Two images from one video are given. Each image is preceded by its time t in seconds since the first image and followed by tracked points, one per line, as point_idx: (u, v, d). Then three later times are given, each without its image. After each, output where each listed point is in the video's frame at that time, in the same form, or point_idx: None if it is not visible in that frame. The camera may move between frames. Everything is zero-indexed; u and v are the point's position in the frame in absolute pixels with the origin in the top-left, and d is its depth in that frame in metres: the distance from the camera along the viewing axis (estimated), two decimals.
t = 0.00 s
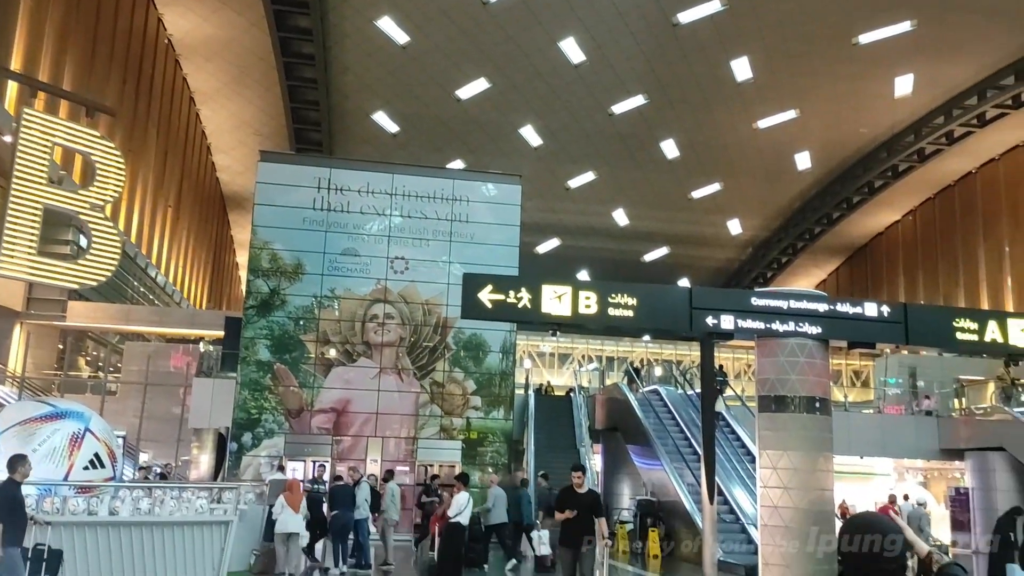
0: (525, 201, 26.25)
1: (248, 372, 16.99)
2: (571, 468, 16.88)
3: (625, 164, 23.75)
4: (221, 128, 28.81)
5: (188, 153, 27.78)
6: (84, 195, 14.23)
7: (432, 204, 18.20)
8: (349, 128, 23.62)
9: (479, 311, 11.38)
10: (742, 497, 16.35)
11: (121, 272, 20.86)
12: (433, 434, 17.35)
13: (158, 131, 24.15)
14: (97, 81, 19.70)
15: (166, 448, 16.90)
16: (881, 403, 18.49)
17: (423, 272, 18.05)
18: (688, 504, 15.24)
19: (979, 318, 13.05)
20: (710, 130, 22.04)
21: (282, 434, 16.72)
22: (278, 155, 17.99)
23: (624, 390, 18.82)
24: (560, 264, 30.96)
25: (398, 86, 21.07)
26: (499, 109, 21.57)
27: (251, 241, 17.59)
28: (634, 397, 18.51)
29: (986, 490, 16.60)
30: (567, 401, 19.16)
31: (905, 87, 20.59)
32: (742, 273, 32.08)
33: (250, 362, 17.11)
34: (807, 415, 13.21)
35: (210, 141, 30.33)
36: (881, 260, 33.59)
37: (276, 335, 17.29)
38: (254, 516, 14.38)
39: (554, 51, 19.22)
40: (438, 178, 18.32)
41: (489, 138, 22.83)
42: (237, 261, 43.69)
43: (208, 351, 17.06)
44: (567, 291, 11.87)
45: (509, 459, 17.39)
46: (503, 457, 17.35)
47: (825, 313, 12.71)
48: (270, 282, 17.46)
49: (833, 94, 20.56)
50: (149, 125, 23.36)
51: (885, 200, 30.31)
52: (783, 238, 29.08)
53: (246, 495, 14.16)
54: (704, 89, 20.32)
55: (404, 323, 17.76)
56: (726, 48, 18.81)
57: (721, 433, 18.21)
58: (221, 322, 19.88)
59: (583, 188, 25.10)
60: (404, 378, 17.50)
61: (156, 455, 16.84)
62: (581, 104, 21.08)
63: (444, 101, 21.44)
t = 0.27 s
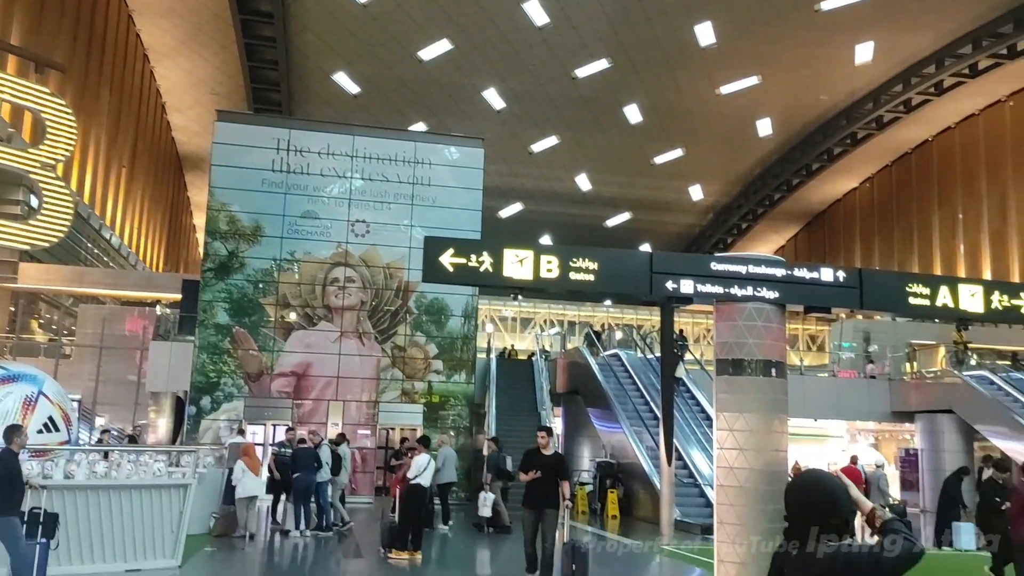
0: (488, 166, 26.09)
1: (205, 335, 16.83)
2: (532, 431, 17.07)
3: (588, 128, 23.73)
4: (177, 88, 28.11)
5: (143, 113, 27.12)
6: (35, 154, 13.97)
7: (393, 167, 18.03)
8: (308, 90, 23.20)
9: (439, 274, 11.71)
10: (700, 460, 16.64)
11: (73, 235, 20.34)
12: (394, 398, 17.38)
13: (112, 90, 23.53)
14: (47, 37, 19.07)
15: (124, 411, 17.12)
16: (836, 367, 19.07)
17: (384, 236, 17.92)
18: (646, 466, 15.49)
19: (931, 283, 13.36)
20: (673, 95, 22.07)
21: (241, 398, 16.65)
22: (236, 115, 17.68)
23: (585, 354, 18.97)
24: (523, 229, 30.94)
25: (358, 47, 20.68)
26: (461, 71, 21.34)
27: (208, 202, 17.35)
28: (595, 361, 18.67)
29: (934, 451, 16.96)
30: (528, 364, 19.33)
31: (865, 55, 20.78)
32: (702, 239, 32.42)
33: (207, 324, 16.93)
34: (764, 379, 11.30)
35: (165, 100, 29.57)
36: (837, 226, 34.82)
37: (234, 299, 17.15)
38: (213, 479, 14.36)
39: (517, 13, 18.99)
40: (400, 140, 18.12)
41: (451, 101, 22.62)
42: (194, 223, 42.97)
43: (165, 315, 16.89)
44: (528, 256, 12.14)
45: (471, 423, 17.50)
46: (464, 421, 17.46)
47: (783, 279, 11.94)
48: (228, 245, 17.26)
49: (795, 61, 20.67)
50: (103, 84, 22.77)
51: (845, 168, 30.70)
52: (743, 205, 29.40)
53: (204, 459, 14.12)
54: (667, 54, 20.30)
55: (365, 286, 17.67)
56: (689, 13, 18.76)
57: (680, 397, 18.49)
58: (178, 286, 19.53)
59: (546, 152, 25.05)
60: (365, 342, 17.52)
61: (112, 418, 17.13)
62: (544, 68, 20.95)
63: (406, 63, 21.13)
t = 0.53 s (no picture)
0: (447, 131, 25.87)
1: (157, 300, 16.62)
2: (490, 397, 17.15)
3: (548, 94, 23.65)
4: (126, 47, 27.25)
5: (90, 72, 26.28)
6: None
7: (350, 131, 17.78)
8: (262, 51, 22.67)
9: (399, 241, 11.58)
10: (655, 424, 16.87)
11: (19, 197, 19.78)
12: (351, 363, 17.34)
13: (56, 48, 22.74)
14: None
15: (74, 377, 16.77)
16: (788, 333, 19.36)
17: (341, 200, 17.73)
18: (601, 430, 15.66)
19: (881, 251, 13.58)
20: (633, 62, 22.05)
21: (195, 363, 16.54)
22: (188, 75, 17.26)
23: (543, 320, 19.08)
24: (481, 194, 30.88)
25: (313, 8, 20.19)
26: (420, 34, 21.01)
27: (160, 164, 16.99)
28: (553, 327, 18.79)
29: (880, 413, 17.43)
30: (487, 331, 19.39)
31: (822, 24, 20.93)
32: (659, 206, 32.72)
33: (160, 289, 16.72)
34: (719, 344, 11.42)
35: (113, 59, 28.66)
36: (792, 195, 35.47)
37: (187, 264, 16.89)
38: (166, 446, 14.22)
39: None
40: (357, 103, 17.86)
41: (409, 64, 22.32)
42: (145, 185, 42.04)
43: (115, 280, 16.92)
44: (486, 221, 12.08)
45: (429, 388, 17.51)
46: (422, 386, 17.47)
47: (737, 247, 12.20)
48: (181, 208, 16.96)
49: (754, 29, 20.72)
50: (46, 41, 21.96)
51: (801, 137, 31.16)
52: (700, 172, 29.70)
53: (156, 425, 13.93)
54: (627, 21, 20.23)
55: (321, 252, 17.50)
56: None
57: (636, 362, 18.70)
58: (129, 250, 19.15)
59: (505, 117, 24.93)
60: (321, 308, 17.39)
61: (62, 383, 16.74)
62: (504, 32, 20.75)
63: (363, 25, 20.71)
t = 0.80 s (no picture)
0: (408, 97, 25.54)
1: (111, 266, 16.36)
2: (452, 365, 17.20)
3: (510, 61, 23.45)
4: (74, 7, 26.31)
5: (37, 33, 25.37)
6: None
7: (308, 95, 17.49)
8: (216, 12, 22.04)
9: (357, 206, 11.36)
10: (614, 391, 17.06)
11: None
12: (310, 331, 17.24)
13: None
14: None
15: (26, 346, 16.41)
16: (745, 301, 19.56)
17: (299, 166, 17.49)
18: (560, 397, 15.79)
19: (836, 220, 13.77)
20: (595, 29, 21.91)
21: (151, 330, 16.36)
22: (139, 36, 16.77)
23: (504, 289, 19.11)
24: (443, 161, 30.67)
25: None
26: None
27: (111, 128, 16.57)
28: (514, 295, 18.82)
29: (833, 379, 17.97)
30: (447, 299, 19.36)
31: None
32: (620, 174, 32.93)
33: (113, 256, 16.44)
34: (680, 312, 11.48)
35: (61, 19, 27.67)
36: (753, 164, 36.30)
37: (142, 230, 16.63)
38: (121, 414, 14.06)
39: None
40: (314, 67, 17.54)
41: (368, 28, 21.92)
42: (96, 148, 40.94)
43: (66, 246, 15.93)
44: (446, 188, 11.99)
45: (389, 356, 17.52)
46: (382, 353, 17.48)
47: (697, 214, 12.09)
48: (134, 173, 16.61)
49: None
50: None
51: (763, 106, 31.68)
52: (661, 141, 29.90)
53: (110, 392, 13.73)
54: None
55: (279, 218, 17.29)
56: None
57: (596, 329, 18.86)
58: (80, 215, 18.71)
59: (467, 84, 24.68)
60: (279, 275, 17.22)
61: (14, 351, 16.34)
62: None
63: None
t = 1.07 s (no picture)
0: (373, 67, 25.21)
1: (69, 237, 16.02)
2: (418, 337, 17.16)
3: (477, 30, 23.24)
4: None
5: None
6: None
7: (271, 64, 17.21)
8: None
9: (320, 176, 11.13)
10: (581, 362, 17.20)
11: None
12: (275, 303, 17.11)
13: None
14: None
15: None
16: (711, 274, 19.62)
17: (262, 135, 17.22)
18: (528, 369, 15.86)
19: (800, 192, 13.82)
20: None
21: (111, 302, 16.12)
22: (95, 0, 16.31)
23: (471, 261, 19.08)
24: (409, 132, 30.42)
25: None
26: None
27: (68, 95, 16.14)
28: (482, 268, 18.81)
29: (797, 351, 18.44)
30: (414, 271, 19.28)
31: None
32: (587, 146, 32.99)
33: (72, 227, 16.10)
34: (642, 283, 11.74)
35: None
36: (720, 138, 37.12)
37: (101, 199, 16.27)
38: (81, 387, 13.81)
39: None
40: (277, 34, 17.24)
41: None
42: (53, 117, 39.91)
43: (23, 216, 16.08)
44: (412, 158, 11.87)
45: (355, 328, 17.44)
46: (349, 325, 17.38)
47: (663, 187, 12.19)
48: (92, 141, 16.22)
49: None
50: None
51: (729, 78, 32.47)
52: (628, 113, 29.99)
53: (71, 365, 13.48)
54: None
55: (243, 189, 17.06)
56: None
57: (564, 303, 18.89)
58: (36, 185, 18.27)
59: (433, 54, 24.41)
60: (243, 246, 17.02)
61: None
62: None
63: None
